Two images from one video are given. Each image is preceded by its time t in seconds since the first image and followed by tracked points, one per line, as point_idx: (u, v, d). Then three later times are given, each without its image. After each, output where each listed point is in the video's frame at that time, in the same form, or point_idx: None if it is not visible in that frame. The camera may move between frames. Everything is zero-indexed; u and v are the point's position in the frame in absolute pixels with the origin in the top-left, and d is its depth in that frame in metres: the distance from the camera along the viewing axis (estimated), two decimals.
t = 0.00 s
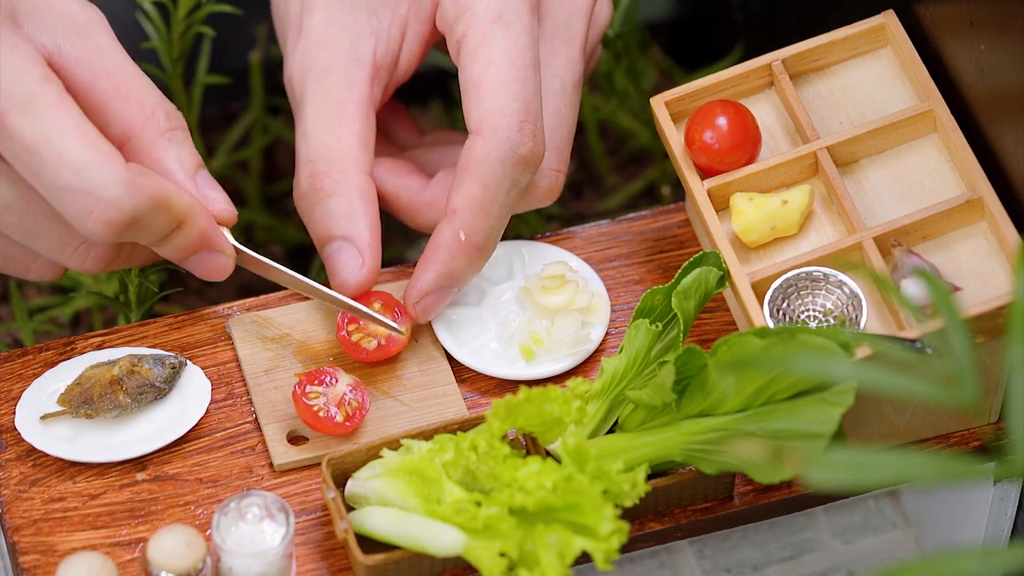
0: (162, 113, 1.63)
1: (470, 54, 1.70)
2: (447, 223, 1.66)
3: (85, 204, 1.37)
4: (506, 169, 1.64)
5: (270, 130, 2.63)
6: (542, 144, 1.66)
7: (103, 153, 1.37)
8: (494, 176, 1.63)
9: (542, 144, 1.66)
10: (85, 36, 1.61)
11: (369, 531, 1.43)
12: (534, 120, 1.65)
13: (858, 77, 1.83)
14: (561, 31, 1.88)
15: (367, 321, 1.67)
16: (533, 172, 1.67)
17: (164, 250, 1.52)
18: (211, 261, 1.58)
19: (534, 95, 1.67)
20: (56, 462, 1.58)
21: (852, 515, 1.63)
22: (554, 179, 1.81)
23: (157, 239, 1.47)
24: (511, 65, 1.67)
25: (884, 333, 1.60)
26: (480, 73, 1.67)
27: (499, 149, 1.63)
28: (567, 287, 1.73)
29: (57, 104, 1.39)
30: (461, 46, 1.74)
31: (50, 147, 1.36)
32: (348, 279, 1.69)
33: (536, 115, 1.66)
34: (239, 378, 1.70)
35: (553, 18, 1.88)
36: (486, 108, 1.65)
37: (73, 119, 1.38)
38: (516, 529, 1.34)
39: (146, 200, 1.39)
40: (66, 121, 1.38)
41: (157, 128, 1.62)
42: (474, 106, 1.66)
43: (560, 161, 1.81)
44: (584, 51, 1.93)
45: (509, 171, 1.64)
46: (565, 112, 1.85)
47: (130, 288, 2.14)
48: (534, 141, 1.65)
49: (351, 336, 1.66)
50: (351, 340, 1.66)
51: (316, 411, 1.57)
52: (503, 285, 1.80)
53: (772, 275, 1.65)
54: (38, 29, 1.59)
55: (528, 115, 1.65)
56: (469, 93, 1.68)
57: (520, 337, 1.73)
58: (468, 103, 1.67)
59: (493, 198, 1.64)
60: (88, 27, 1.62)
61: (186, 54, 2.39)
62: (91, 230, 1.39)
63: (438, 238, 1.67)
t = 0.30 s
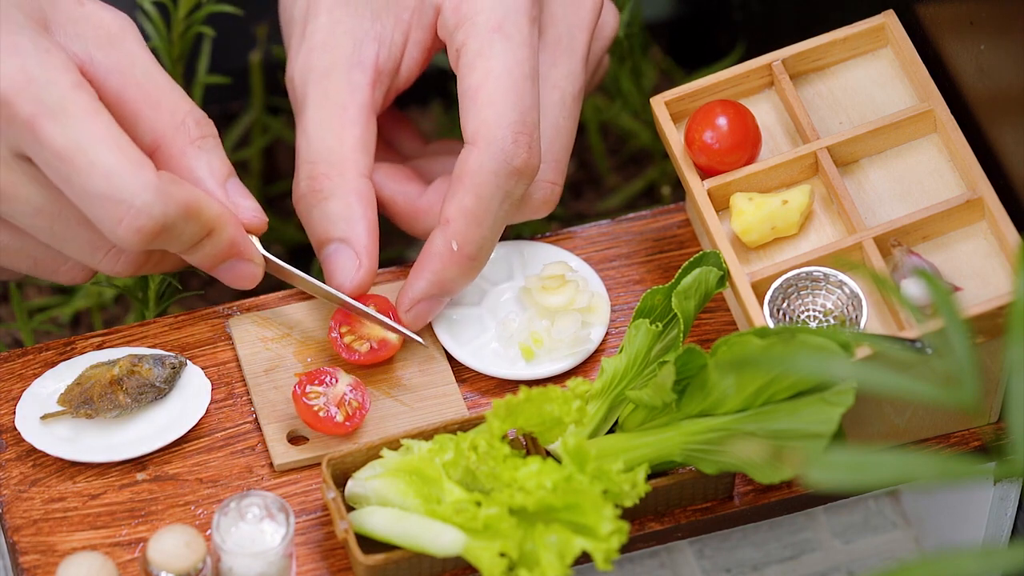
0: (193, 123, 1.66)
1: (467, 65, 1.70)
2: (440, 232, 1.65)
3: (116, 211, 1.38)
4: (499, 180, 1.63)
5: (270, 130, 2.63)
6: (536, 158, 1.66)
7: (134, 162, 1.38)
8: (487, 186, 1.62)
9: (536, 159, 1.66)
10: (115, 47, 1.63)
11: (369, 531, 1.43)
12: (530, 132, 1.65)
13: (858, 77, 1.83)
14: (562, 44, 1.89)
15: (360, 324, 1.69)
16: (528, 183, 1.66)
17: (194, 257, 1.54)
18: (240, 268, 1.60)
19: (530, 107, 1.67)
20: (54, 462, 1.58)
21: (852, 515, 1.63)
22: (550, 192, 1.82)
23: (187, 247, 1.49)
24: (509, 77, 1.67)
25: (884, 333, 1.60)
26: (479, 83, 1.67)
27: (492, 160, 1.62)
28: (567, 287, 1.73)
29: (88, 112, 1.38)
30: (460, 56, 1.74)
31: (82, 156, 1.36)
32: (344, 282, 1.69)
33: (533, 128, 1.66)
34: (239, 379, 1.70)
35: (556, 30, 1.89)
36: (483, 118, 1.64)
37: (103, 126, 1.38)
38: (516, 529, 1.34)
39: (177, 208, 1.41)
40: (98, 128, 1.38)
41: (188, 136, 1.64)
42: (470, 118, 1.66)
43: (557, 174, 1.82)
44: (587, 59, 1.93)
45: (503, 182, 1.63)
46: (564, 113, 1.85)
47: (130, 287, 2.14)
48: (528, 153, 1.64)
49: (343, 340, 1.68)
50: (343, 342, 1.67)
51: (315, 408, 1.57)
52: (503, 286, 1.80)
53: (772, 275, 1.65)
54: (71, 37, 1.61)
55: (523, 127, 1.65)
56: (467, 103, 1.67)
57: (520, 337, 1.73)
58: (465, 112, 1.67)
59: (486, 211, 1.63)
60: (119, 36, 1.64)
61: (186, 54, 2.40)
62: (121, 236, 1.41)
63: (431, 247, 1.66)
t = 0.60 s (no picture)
0: (185, 129, 1.66)
1: (467, 68, 1.70)
2: (439, 236, 1.66)
3: (110, 214, 1.37)
4: (498, 184, 1.63)
5: (270, 130, 2.63)
6: (536, 161, 1.66)
7: (128, 164, 1.38)
8: (486, 189, 1.63)
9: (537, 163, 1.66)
10: (112, 54, 1.63)
11: (369, 531, 1.43)
12: (530, 135, 1.65)
13: (858, 77, 1.83)
14: (563, 49, 1.88)
15: (357, 326, 1.69)
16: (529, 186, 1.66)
17: (185, 262, 1.54)
18: (230, 274, 1.60)
19: (531, 111, 1.67)
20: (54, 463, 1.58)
21: (852, 515, 1.63)
22: (551, 196, 1.82)
23: (180, 251, 1.49)
24: (509, 81, 1.67)
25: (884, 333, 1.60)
26: (479, 86, 1.67)
27: (491, 164, 1.62)
28: (567, 287, 1.73)
29: (80, 116, 1.39)
30: (460, 59, 1.74)
31: (75, 158, 1.36)
32: (341, 286, 1.69)
33: (532, 131, 1.66)
34: (239, 378, 1.70)
35: (556, 36, 1.89)
36: (482, 121, 1.65)
37: (96, 130, 1.38)
38: (516, 529, 1.34)
39: (170, 212, 1.40)
40: (93, 130, 1.38)
41: (180, 143, 1.64)
42: (470, 121, 1.66)
43: (557, 178, 1.82)
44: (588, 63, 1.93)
45: (502, 186, 1.63)
46: (563, 113, 1.85)
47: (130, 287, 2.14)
48: (529, 157, 1.64)
49: (340, 341, 1.67)
50: (340, 344, 1.67)
51: (315, 408, 1.57)
52: (503, 286, 1.80)
53: (772, 275, 1.65)
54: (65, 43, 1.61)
55: (523, 130, 1.65)
56: (467, 107, 1.67)
57: (520, 337, 1.73)
58: (465, 116, 1.67)
59: (486, 215, 1.63)
60: (114, 44, 1.63)
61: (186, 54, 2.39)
62: (114, 239, 1.40)
63: (430, 251, 1.66)
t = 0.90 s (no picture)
0: (179, 118, 1.66)
1: (458, 67, 1.70)
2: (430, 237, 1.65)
3: (102, 198, 1.37)
4: (487, 181, 1.63)
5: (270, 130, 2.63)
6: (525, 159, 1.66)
7: (120, 149, 1.38)
8: (475, 188, 1.63)
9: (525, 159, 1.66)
10: (105, 43, 1.63)
11: (369, 531, 1.43)
12: (517, 134, 1.66)
13: (858, 77, 1.83)
14: (558, 50, 1.88)
15: (356, 326, 1.69)
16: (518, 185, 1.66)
17: (176, 251, 1.53)
18: (221, 264, 1.59)
19: (521, 109, 1.67)
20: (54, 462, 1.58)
21: (852, 515, 1.63)
22: (549, 196, 1.82)
23: (171, 239, 1.49)
24: (500, 79, 1.67)
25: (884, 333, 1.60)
26: (469, 84, 1.67)
27: (479, 160, 1.62)
28: (567, 287, 1.73)
29: (75, 101, 1.39)
30: (451, 60, 1.75)
31: (70, 142, 1.36)
32: (342, 288, 1.69)
33: (520, 129, 1.66)
34: (239, 378, 1.70)
35: (550, 37, 1.88)
36: (471, 120, 1.65)
37: (92, 116, 1.39)
38: (516, 529, 1.34)
39: (161, 196, 1.40)
40: (87, 117, 1.38)
41: (174, 132, 1.65)
42: (459, 120, 1.66)
43: (554, 179, 1.82)
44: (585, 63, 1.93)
45: (490, 183, 1.63)
46: (562, 113, 1.85)
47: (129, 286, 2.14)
48: (516, 154, 1.64)
49: (339, 341, 1.67)
50: (339, 343, 1.67)
51: (315, 408, 1.57)
52: (503, 286, 1.80)
53: (772, 275, 1.65)
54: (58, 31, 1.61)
55: (510, 128, 1.65)
56: (456, 106, 1.67)
57: (520, 337, 1.73)
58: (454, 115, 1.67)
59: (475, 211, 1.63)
60: (107, 33, 1.65)
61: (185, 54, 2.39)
62: (105, 224, 1.40)
63: (423, 252, 1.66)
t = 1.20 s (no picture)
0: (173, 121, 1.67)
1: (460, 72, 1.70)
2: (432, 243, 1.65)
3: (99, 198, 1.37)
4: (489, 187, 1.63)
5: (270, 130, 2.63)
6: (526, 164, 1.66)
7: (116, 149, 1.38)
8: (479, 194, 1.63)
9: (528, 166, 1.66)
10: (98, 47, 1.63)
11: (369, 531, 1.43)
12: (518, 138, 1.65)
13: (858, 76, 1.83)
14: (558, 53, 1.88)
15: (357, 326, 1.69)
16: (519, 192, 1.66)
17: (171, 252, 1.53)
18: (217, 265, 1.59)
19: (522, 114, 1.67)
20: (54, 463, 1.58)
21: (852, 515, 1.63)
22: (547, 199, 1.81)
23: (166, 239, 1.48)
24: (500, 83, 1.67)
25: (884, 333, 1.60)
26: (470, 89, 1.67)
27: (481, 167, 1.62)
28: (567, 287, 1.73)
29: (70, 102, 1.39)
30: (452, 64, 1.75)
31: (64, 141, 1.36)
32: (342, 290, 1.68)
33: (522, 135, 1.66)
34: (239, 378, 1.70)
35: (551, 40, 1.89)
36: (473, 125, 1.65)
37: (87, 115, 1.39)
38: (516, 529, 1.34)
39: (159, 196, 1.40)
40: (82, 118, 1.38)
41: (167, 134, 1.66)
42: (460, 125, 1.66)
43: (554, 182, 1.82)
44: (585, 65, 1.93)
45: (493, 189, 1.63)
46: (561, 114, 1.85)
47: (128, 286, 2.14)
48: (518, 160, 1.64)
49: (339, 341, 1.68)
50: (339, 344, 1.67)
51: (315, 408, 1.57)
52: (503, 286, 1.80)
53: (772, 275, 1.65)
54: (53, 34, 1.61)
55: (512, 134, 1.65)
56: (456, 111, 1.67)
57: (519, 337, 1.73)
58: (455, 121, 1.67)
59: (477, 218, 1.63)
60: (101, 37, 1.64)
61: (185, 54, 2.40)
62: (103, 224, 1.39)
63: (424, 258, 1.66)
